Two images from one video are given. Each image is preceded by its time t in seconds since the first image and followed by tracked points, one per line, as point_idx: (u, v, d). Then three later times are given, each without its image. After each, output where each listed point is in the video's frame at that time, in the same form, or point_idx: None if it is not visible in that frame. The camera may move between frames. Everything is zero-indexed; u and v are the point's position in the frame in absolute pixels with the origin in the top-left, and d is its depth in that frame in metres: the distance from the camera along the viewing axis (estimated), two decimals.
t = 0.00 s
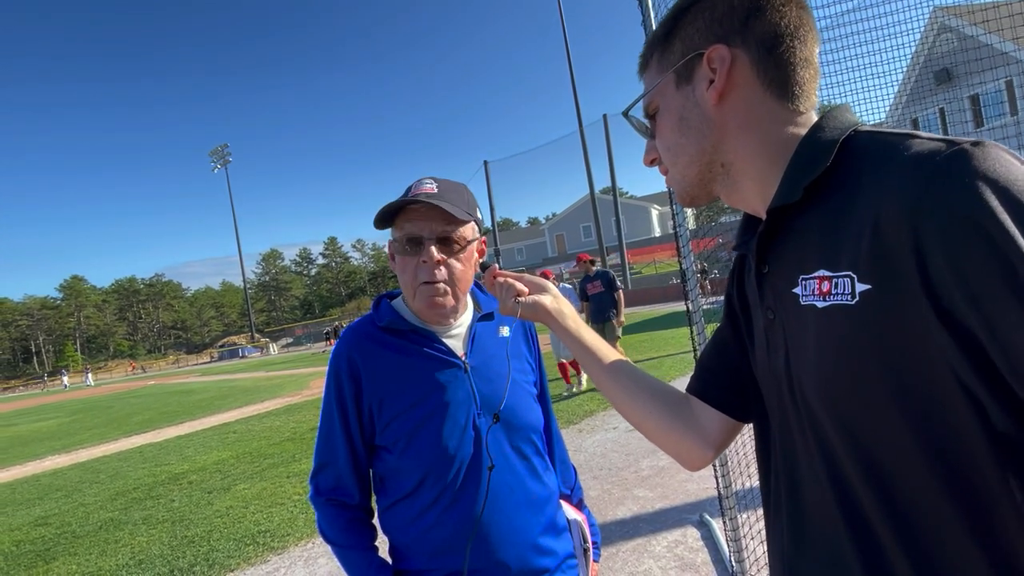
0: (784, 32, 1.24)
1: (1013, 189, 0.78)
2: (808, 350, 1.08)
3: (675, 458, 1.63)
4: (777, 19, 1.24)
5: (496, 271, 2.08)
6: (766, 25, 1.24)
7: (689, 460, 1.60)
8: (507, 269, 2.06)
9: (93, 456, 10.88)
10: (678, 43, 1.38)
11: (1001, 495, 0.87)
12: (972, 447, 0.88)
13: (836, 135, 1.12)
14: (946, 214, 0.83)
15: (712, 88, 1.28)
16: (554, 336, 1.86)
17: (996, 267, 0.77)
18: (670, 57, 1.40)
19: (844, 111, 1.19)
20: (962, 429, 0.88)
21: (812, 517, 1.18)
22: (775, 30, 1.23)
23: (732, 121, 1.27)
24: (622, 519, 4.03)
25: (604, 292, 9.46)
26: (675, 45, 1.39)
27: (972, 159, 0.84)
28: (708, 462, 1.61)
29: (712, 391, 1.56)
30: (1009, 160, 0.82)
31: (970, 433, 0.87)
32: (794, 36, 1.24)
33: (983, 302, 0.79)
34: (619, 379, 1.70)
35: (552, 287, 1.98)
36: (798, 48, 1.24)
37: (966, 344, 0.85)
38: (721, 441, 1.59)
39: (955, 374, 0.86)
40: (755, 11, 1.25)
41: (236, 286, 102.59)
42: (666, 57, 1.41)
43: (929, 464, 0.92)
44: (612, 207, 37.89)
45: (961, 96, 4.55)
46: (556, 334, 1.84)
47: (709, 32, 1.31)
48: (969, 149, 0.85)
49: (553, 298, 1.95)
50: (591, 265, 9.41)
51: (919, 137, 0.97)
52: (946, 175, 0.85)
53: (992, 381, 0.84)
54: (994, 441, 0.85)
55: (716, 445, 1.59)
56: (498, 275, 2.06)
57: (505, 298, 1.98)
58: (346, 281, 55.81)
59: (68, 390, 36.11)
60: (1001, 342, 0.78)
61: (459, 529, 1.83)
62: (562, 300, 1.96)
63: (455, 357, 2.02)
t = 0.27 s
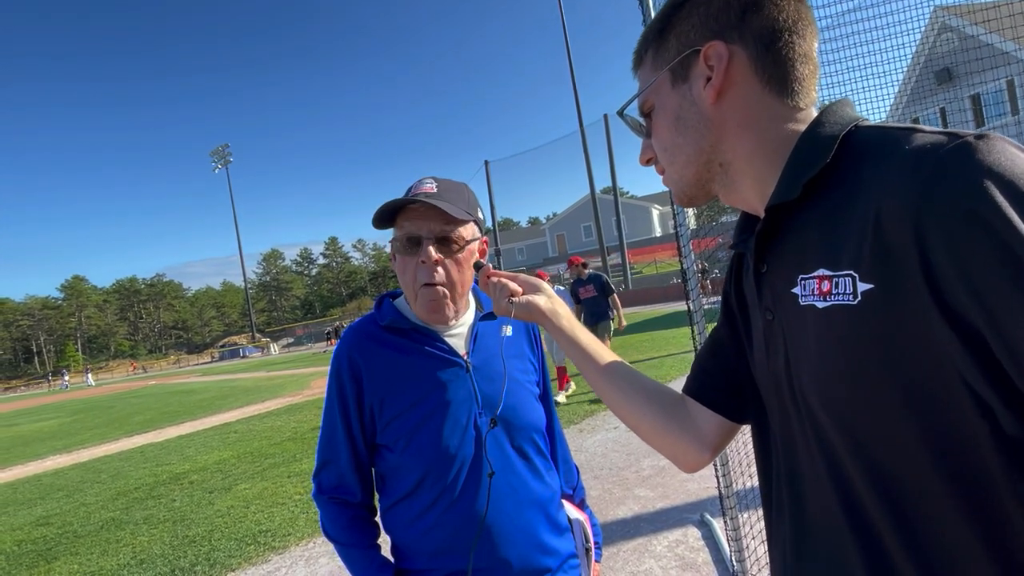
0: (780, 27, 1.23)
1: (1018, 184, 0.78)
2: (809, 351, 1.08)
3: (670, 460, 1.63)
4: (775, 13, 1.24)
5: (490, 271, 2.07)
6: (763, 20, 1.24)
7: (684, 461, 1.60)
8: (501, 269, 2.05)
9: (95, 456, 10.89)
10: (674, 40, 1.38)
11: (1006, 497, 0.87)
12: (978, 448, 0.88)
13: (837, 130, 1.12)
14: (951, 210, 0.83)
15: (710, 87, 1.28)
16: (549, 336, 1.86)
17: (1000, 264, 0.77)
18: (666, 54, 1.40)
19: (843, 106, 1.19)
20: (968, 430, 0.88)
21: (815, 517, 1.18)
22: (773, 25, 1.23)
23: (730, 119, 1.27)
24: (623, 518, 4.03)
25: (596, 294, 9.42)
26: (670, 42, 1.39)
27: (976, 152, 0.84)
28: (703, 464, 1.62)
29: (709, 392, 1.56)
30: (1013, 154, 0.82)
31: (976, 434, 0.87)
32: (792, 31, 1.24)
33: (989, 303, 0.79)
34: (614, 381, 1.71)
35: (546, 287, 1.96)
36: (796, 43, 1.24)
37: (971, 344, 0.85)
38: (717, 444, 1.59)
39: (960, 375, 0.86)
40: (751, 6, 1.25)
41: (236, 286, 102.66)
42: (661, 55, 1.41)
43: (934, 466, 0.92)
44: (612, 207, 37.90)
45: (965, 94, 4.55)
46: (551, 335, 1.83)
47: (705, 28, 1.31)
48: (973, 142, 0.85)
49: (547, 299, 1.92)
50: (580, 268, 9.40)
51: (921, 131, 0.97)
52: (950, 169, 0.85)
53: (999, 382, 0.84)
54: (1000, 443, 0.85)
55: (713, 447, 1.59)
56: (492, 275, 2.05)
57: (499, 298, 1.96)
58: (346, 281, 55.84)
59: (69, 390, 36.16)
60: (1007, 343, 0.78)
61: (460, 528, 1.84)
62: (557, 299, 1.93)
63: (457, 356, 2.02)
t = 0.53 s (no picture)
0: (782, 25, 1.24)
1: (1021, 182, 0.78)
2: (810, 352, 1.08)
3: (670, 459, 1.63)
4: (777, 12, 1.24)
5: (488, 271, 2.07)
6: (766, 18, 1.24)
7: (685, 461, 1.61)
8: (500, 269, 2.05)
9: (96, 456, 10.90)
10: (674, 38, 1.38)
11: (1009, 498, 0.87)
12: (982, 449, 0.88)
13: (839, 128, 1.12)
14: (954, 209, 0.83)
15: (712, 86, 1.28)
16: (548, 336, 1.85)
17: (1002, 263, 0.77)
18: (666, 52, 1.40)
19: (845, 104, 1.19)
20: (971, 430, 0.88)
21: (816, 518, 1.19)
22: (776, 23, 1.24)
23: (732, 119, 1.27)
24: (623, 518, 4.04)
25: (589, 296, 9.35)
26: (671, 40, 1.39)
27: (978, 151, 0.84)
28: (703, 465, 1.62)
29: (709, 392, 1.56)
30: (1015, 152, 0.82)
31: (979, 434, 0.87)
32: (795, 30, 1.25)
33: (993, 303, 0.79)
34: (613, 381, 1.71)
35: (544, 287, 1.95)
36: (799, 42, 1.24)
37: (974, 344, 0.85)
38: (717, 443, 1.59)
39: (964, 376, 0.86)
40: (754, 4, 1.26)
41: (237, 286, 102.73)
42: (662, 54, 1.41)
43: (938, 466, 0.92)
44: (613, 207, 37.92)
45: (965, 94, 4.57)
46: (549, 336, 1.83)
47: (706, 26, 1.31)
48: (975, 141, 0.85)
49: (546, 298, 1.92)
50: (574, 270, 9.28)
51: (923, 130, 0.97)
52: (952, 168, 0.85)
53: (1002, 382, 0.84)
54: (1004, 444, 0.85)
55: (713, 447, 1.59)
56: (490, 275, 2.04)
57: (497, 298, 1.96)
58: (347, 281, 55.89)
59: (70, 390, 36.19)
60: (1010, 344, 0.78)
61: (462, 529, 1.84)
62: (555, 299, 1.94)
63: (459, 356, 2.03)
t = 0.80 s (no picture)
0: (792, 24, 1.23)
1: None
2: (811, 351, 1.08)
3: (671, 459, 1.64)
4: (786, 10, 1.24)
5: (488, 270, 2.06)
6: (776, 16, 1.24)
7: (687, 461, 1.61)
8: (500, 269, 2.05)
9: (97, 456, 10.91)
10: (681, 34, 1.37)
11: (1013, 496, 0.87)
12: (985, 448, 0.88)
13: (843, 126, 1.12)
14: (958, 207, 0.83)
15: (721, 82, 1.27)
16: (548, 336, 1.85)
17: (1005, 261, 0.77)
18: (673, 49, 1.39)
19: (851, 102, 1.19)
20: (975, 429, 0.88)
21: (818, 517, 1.19)
22: (786, 21, 1.23)
23: (740, 117, 1.27)
24: (624, 518, 4.04)
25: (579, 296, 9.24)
26: (677, 37, 1.38)
27: (981, 149, 0.84)
28: (705, 464, 1.62)
29: (709, 392, 1.56)
30: (1018, 150, 0.82)
31: (983, 433, 0.87)
32: (804, 29, 1.25)
33: (997, 301, 0.79)
34: (615, 381, 1.70)
35: (544, 287, 1.95)
36: (807, 41, 1.25)
37: (978, 342, 0.85)
38: (719, 443, 1.59)
39: (968, 374, 0.86)
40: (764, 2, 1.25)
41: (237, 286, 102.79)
42: (667, 51, 1.40)
43: (941, 465, 0.92)
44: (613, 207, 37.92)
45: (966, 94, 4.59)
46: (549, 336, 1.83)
47: (715, 23, 1.30)
48: (979, 138, 0.85)
49: (547, 297, 1.92)
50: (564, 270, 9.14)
51: (926, 128, 0.97)
52: (957, 165, 0.85)
53: (1005, 381, 0.83)
54: (1008, 442, 0.85)
55: (715, 447, 1.59)
56: (490, 275, 2.04)
57: (498, 298, 1.95)
58: (347, 281, 55.91)
59: (71, 391, 36.22)
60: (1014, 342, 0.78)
61: (464, 529, 1.84)
62: (556, 298, 1.94)
63: (462, 356, 2.03)
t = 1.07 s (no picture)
0: (815, 37, 1.25)
1: None
2: (811, 350, 1.08)
3: (672, 459, 1.63)
4: (809, 20, 1.25)
5: (488, 271, 2.04)
6: (803, 24, 1.24)
7: (688, 462, 1.60)
8: (499, 269, 2.04)
9: (98, 456, 10.92)
10: (712, 15, 1.29)
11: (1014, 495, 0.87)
12: (987, 447, 0.88)
13: (845, 125, 1.12)
14: (958, 204, 0.83)
15: (756, 72, 1.21)
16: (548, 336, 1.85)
17: (1005, 257, 0.77)
18: (700, 31, 1.31)
19: (854, 103, 1.19)
20: (976, 426, 0.88)
21: (819, 518, 1.18)
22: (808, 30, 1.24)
23: (768, 112, 1.22)
24: (625, 518, 4.04)
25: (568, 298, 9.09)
26: (707, 18, 1.30)
27: (981, 146, 0.84)
28: (706, 465, 1.62)
29: (709, 392, 1.55)
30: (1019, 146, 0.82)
31: (985, 431, 0.87)
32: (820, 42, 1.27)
33: (999, 299, 0.79)
34: (616, 381, 1.70)
35: (544, 287, 1.95)
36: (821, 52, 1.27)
37: (979, 339, 0.85)
38: (720, 444, 1.59)
39: (969, 372, 0.86)
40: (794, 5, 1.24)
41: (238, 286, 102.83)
42: (694, 31, 1.31)
43: (943, 463, 0.92)
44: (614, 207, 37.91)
45: (966, 93, 4.59)
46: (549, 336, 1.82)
47: (750, 11, 1.24)
48: (979, 135, 0.85)
49: (547, 297, 1.93)
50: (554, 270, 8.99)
51: (927, 126, 0.97)
52: (958, 161, 0.85)
53: (1007, 378, 0.83)
54: (1009, 439, 0.85)
55: (715, 447, 1.59)
56: (491, 276, 2.02)
57: (498, 298, 1.94)
58: (348, 281, 55.92)
59: (72, 391, 36.26)
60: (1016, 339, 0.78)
61: (464, 529, 1.84)
62: (555, 299, 1.94)
63: (463, 356, 2.02)
